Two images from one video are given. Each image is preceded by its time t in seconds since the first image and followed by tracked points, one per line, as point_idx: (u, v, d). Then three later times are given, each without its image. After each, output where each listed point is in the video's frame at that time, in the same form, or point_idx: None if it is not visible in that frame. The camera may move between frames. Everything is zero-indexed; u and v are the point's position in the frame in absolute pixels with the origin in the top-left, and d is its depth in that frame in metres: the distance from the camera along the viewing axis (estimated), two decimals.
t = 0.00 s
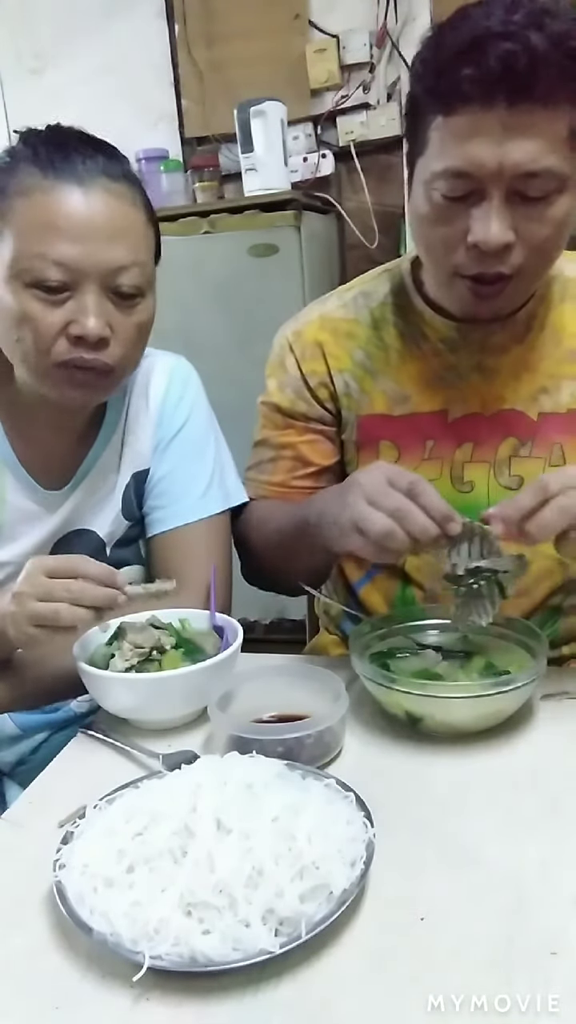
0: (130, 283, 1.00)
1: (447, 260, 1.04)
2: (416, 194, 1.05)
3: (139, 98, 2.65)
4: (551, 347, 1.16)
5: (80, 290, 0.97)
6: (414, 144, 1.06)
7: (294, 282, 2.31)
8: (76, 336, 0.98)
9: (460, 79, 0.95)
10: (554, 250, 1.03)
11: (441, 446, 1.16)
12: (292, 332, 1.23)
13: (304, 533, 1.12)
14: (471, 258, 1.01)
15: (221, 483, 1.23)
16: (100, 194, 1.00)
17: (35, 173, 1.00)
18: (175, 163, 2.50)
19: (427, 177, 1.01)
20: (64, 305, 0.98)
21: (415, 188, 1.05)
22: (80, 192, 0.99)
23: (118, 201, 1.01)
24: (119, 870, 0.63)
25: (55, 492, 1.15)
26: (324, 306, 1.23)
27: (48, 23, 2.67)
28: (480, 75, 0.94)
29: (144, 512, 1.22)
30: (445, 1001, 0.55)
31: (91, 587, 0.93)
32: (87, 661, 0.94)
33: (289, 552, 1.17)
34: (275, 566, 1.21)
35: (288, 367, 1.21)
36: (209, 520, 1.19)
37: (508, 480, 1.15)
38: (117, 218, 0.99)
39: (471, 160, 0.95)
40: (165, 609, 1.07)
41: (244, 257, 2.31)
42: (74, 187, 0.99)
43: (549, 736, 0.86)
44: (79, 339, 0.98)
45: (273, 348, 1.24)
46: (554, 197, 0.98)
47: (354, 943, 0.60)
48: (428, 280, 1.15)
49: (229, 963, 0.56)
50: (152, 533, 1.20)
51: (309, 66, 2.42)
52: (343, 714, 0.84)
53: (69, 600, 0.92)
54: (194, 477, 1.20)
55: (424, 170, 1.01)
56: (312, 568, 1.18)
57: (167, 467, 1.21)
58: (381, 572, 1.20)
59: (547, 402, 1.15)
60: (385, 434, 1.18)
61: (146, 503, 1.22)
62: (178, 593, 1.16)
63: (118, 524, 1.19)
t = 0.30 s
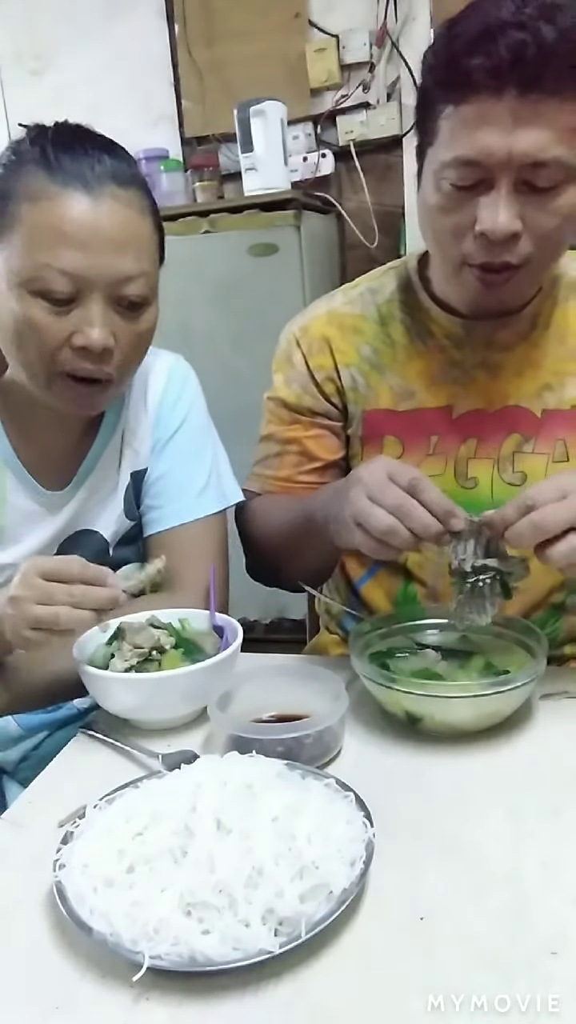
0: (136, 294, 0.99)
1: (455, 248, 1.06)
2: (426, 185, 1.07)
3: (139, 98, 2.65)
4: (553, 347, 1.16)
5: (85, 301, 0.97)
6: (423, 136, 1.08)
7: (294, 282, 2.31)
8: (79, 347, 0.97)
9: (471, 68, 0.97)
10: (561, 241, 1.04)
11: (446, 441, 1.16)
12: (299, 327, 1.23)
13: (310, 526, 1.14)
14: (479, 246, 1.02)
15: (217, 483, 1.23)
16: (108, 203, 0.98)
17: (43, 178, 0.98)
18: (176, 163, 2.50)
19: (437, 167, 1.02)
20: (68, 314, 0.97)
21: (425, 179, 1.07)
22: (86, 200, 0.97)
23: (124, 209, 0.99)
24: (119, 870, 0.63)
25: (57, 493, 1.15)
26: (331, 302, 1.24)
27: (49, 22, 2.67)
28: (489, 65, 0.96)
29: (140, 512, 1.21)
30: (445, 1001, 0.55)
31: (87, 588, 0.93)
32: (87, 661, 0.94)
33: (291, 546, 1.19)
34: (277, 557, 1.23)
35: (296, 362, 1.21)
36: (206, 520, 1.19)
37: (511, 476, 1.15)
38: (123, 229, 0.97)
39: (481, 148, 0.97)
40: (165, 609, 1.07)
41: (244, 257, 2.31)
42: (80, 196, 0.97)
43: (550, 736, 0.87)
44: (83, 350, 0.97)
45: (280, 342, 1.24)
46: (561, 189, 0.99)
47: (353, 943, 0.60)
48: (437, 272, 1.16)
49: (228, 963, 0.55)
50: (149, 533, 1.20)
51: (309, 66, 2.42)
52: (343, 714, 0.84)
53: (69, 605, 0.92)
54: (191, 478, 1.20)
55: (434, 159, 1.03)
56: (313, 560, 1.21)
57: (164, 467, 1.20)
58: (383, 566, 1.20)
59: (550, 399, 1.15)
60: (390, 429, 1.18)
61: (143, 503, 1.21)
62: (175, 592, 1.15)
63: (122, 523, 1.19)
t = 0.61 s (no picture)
0: (140, 311, 0.94)
1: (456, 244, 1.06)
2: (429, 183, 1.07)
3: (140, 98, 2.65)
4: (554, 347, 1.16)
5: (88, 320, 0.91)
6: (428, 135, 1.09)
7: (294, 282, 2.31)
8: (85, 366, 0.93)
9: (476, 64, 0.98)
10: (564, 238, 1.05)
11: (448, 441, 1.16)
12: (302, 326, 1.23)
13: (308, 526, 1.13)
14: (481, 242, 1.03)
15: (217, 484, 1.23)
16: (110, 218, 0.93)
17: (41, 192, 0.93)
18: (176, 163, 2.50)
19: (441, 164, 1.03)
20: (71, 334, 0.92)
21: (429, 177, 1.08)
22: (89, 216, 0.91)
23: (128, 225, 0.94)
24: (119, 871, 0.63)
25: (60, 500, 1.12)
26: (335, 302, 1.23)
27: (49, 22, 2.67)
28: (495, 62, 0.97)
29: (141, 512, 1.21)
30: (445, 1001, 0.55)
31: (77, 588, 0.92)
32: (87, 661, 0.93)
33: (293, 547, 1.18)
34: (283, 559, 1.21)
35: (298, 361, 1.21)
36: (206, 520, 1.19)
37: (512, 476, 1.16)
38: (127, 245, 0.92)
39: (485, 143, 0.97)
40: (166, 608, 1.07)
41: (244, 257, 2.31)
42: (82, 212, 0.92)
43: (551, 736, 0.86)
44: (89, 369, 0.93)
45: (284, 341, 1.24)
46: (564, 186, 1.00)
47: (353, 943, 0.60)
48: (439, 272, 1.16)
49: (229, 963, 0.55)
50: (149, 533, 1.20)
51: (309, 66, 2.42)
52: (343, 714, 0.84)
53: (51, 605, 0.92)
54: (190, 478, 1.20)
55: (438, 157, 1.04)
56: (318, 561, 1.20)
57: (164, 467, 1.20)
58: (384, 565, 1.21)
59: (552, 399, 1.15)
60: (393, 428, 1.18)
61: (143, 502, 1.21)
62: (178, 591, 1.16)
63: (121, 525, 1.19)
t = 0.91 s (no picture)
0: (150, 320, 0.95)
1: (458, 237, 1.07)
2: (434, 177, 1.09)
3: (140, 98, 2.65)
4: (555, 347, 1.16)
5: (99, 331, 0.92)
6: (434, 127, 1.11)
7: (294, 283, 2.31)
8: (95, 376, 0.93)
9: (483, 56, 1.01)
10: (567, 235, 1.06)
11: (449, 441, 1.16)
12: (304, 326, 1.23)
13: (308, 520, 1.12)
14: (484, 236, 1.03)
15: (215, 483, 1.23)
16: (119, 228, 0.93)
17: (50, 203, 0.94)
18: (176, 163, 2.49)
19: (446, 157, 1.04)
20: (82, 344, 0.92)
21: (434, 171, 1.09)
22: (100, 226, 0.92)
23: (139, 235, 0.95)
24: (119, 870, 0.63)
25: (64, 507, 1.10)
26: (337, 302, 1.23)
27: (49, 23, 2.67)
28: (501, 54, 1.00)
29: (141, 512, 1.21)
30: (445, 1001, 0.55)
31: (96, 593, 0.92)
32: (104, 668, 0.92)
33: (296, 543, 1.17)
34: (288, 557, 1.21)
35: (300, 361, 1.21)
36: (205, 520, 1.20)
37: (514, 476, 1.16)
38: (139, 255, 0.93)
39: (490, 136, 0.99)
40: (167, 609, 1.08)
41: (244, 257, 2.31)
42: (92, 222, 0.93)
43: (552, 737, 0.86)
44: (100, 380, 0.93)
45: (285, 341, 1.24)
46: (566, 182, 1.01)
47: (353, 943, 0.60)
48: (443, 270, 1.17)
49: (229, 963, 0.55)
50: (149, 533, 1.20)
51: (309, 66, 2.42)
52: (343, 713, 0.84)
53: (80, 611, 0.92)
54: (189, 478, 1.21)
55: (444, 149, 1.05)
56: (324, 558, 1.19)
57: (163, 467, 1.20)
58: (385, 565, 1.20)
59: (554, 399, 1.15)
60: (394, 429, 1.18)
61: (144, 503, 1.21)
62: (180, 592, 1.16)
63: (123, 528, 1.18)
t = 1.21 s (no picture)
0: (164, 324, 0.95)
1: (458, 227, 1.08)
2: (436, 170, 1.10)
3: (140, 98, 2.65)
4: (555, 347, 1.16)
5: (113, 335, 0.93)
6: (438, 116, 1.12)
7: (294, 283, 2.31)
8: (109, 379, 0.94)
9: (486, 47, 1.02)
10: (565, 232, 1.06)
11: (450, 441, 1.16)
12: (305, 325, 1.23)
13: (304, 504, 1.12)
14: (483, 226, 1.04)
15: (220, 483, 1.23)
16: (138, 233, 0.94)
17: (69, 207, 0.95)
18: (176, 163, 2.49)
19: (449, 147, 1.05)
20: (97, 347, 0.93)
21: (435, 162, 1.10)
22: (120, 232, 0.93)
23: (158, 240, 0.96)
24: (119, 871, 0.63)
25: (69, 508, 1.11)
26: (337, 302, 1.23)
27: (49, 23, 2.67)
28: (506, 43, 1.01)
29: (145, 512, 1.21)
30: (445, 1001, 0.55)
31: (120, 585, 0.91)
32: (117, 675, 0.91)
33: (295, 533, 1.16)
34: (287, 548, 1.20)
35: (301, 361, 1.21)
36: (208, 520, 1.19)
37: (514, 476, 1.15)
38: (158, 261, 0.94)
39: (490, 124, 1.00)
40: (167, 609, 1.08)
41: (245, 257, 2.31)
42: (111, 227, 0.93)
43: (552, 738, 0.86)
44: (113, 383, 0.94)
45: (286, 341, 1.24)
46: (566, 174, 1.02)
47: (352, 944, 0.60)
48: (444, 269, 1.17)
49: (229, 963, 0.55)
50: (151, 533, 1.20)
51: (309, 66, 2.42)
52: (343, 714, 0.84)
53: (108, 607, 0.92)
54: (193, 478, 1.20)
55: (446, 140, 1.06)
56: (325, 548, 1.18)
57: (167, 467, 1.20)
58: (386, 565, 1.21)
59: (554, 399, 1.15)
60: (394, 428, 1.17)
61: (147, 502, 1.21)
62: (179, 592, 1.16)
63: (126, 528, 1.19)
